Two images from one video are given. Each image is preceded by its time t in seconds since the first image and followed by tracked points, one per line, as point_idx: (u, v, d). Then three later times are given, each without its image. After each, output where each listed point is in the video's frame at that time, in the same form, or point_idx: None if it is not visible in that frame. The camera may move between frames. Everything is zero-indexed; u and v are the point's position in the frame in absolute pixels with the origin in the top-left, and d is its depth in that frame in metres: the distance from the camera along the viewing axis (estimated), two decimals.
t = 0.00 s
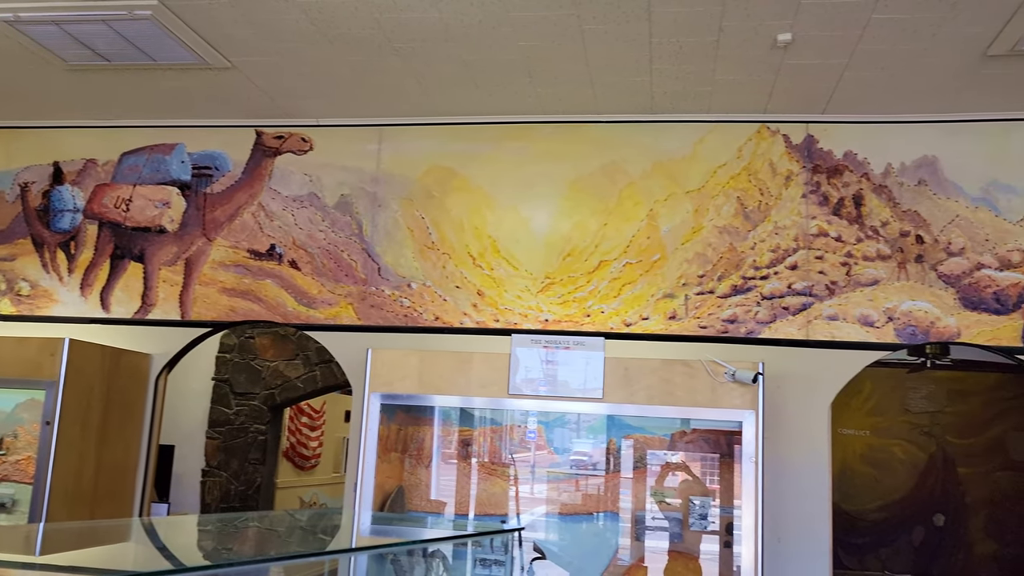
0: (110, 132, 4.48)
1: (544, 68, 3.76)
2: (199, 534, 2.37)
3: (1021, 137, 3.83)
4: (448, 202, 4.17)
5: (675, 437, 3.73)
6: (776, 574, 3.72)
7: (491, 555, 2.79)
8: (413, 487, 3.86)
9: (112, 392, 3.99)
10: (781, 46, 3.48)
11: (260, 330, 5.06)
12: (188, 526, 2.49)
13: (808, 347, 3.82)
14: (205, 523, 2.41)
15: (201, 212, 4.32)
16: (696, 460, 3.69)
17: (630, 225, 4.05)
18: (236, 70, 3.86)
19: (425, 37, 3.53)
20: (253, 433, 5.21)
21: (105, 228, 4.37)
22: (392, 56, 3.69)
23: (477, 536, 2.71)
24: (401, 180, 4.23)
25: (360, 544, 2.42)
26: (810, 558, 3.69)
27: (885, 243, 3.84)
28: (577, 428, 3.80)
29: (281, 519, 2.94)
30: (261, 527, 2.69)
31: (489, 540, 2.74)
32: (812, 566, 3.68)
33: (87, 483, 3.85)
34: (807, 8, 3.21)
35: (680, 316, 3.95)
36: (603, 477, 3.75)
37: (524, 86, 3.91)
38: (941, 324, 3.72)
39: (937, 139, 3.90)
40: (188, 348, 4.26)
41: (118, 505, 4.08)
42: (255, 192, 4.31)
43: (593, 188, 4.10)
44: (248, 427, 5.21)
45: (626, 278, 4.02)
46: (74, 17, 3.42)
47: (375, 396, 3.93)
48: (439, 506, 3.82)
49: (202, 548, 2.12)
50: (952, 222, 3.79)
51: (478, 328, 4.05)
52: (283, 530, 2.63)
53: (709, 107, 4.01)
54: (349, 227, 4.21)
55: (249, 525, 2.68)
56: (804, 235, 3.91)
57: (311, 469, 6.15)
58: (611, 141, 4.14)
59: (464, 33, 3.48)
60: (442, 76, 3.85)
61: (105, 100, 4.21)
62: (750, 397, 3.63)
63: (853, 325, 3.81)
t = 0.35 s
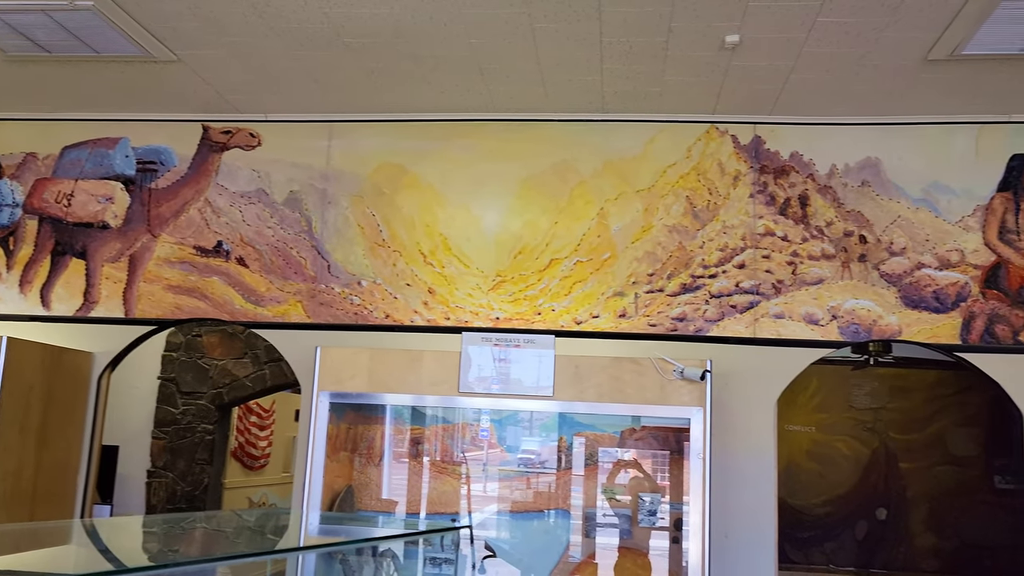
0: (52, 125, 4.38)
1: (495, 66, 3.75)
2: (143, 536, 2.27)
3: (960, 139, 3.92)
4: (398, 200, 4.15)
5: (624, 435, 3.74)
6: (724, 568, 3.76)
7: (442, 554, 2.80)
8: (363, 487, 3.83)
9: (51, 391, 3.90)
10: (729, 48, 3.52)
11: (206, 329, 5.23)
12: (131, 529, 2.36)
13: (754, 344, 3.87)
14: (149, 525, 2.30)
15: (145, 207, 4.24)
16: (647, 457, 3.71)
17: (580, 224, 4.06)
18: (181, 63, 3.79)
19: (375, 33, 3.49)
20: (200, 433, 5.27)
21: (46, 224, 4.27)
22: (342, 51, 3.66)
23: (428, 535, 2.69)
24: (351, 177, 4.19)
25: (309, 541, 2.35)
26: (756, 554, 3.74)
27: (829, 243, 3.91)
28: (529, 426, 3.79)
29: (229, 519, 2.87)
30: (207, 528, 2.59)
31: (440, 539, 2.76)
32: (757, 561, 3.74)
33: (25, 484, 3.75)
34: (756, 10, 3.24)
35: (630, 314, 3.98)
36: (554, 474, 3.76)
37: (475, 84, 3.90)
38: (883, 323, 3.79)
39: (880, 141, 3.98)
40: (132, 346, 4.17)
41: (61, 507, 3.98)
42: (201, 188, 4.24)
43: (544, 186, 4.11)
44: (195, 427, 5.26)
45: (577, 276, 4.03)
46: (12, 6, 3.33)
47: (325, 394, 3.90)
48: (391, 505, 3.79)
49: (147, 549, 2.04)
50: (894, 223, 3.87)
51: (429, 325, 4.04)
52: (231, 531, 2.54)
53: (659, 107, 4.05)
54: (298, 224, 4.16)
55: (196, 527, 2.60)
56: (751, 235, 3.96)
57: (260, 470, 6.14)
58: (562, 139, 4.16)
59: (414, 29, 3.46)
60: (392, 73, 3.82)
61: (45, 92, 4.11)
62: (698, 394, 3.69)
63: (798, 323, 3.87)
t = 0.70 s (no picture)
0: None
1: (449, 63, 3.74)
2: (90, 538, 2.16)
3: (906, 140, 4.00)
4: (351, 197, 4.12)
5: (578, 432, 3.74)
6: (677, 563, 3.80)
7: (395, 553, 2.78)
8: (314, 486, 3.79)
9: None
10: (682, 47, 3.55)
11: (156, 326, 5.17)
12: (77, 531, 2.23)
13: (706, 342, 3.92)
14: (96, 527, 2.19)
15: (91, 202, 4.16)
16: (602, 454, 3.71)
17: (535, 222, 4.07)
18: (128, 56, 3.72)
19: (327, 28, 3.46)
20: (149, 432, 5.17)
21: None
22: (294, 46, 3.62)
23: (381, 534, 2.65)
24: (303, 173, 4.16)
25: (259, 539, 2.24)
26: (705, 547, 3.79)
27: (779, 241, 3.97)
28: (485, 424, 3.79)
29: (177, 520, 2.73)
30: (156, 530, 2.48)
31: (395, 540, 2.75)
32: (706, 555, 3.79)
33: None
34: (707, 10, 3.27)
35: (583, 312, 4.00)
36: (509, 472, 3.73)
37: (428, 80, 3.89)
38: (831, 320, 3.86)
39: (829, 142, 4.04)
40: (77, 345, 4.08)
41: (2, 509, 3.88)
42: (150, 183, 4.18)
43: (498, 184, 4.11)
44: (144, 426, 5.16)
45: (531, 274, 4.04)
46: None
47: (276, 393, 3.87)
48: (345, 504, 3.74)
49: (93, 551, 1.92)
50: (842, 222, 3.94)
51: (382, 323, 4.01)
52: (182, 532, 2.43)
53: (613, 106, 4.07)
54: (249, 220, 4.12)
55: (144, 528, 2.48)
56: (703, 233, 4.00)
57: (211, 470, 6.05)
58: (517, 137, 4.16)
59: (367, 24, 3.43)
60: (345, 68, 3.79)
61: None
62: (651, 391, 3.72)
63: (748, 320, 3.92)
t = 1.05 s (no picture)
0: None
1: (403, 61, 3.73)
2: (34, 543, 2.08)
3: (854, 143, 4.07)
4: (305, 195, 4.10)
5: (532, 431, 3.75)
6: (631, 560, 3.83)
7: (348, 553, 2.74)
8: (266, 487, 3.74)
9: None
10: (635, 49, 3.58)
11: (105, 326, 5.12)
12: (22, 536, 2.15)
13: (659, 341, 3.95)
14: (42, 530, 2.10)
15: (37, 199, 4.10)
16: (558, 453, 3.72)
17: (490, 221, 4.08)
18: (75, 50, 3.65)
19: (279, 25, 3.43)
20: (97, 433, 5.19)
21: None
22: (246, 43, 3.58)
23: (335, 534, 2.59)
24: (255, 171, 4.12)
25: (209, 540, 2.20)
26: (658, 544, 3.83)
27: (731, 242, 4.01)
28: (443, 424, 3.77)
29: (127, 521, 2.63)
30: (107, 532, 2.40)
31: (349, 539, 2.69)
32: (659, 551, 3.82)
33: None
34: (660, 11, 3.29)
35: (538, 311, 4.01)
36: (465, 471, 3.73)
37: (383, 79, 3.87)
38: (780, 319, 3.92)
39: (779, 144, 4.10)
40: (21, 345, 4.03)
41: None
42: (97, 179, 4.12)
43: (453, 183, 4.11)
44: (92, 428, 5.14)
45: (486, 273, 4.04)
46: None
47: (228, 393, 3.83)
48: (299, 506, 3.70)
49: (37, 557, 1.85)
50: (792, 223, 4.00)
51: (336, 323, 3.99)
52: (132, 533, 2.35)
53: (568, 106, 4.09)
54: (200, 218, 4.07)
55: (92, 531, 2.39)
56: (657, 233, 4.04)
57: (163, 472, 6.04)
58: (471, 136, 4.16)
59: (320, 21, 3.40)
60: (298, 65, 3.76)
61: None
62: (604, 389, 3.74)
63: (701, 320, 3.96)
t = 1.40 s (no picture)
0: None
1: (358, 59, 3.71)
2: None
3: (805, 145, 4.13)
4: (257, 192, 4.07)
5: (488, 430, 3.75)
6: (585, 558, 3.85)
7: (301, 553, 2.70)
8: (217, 489, 3.69)
9: None
10: (590, 50, 3.60)
11: (53, 328, 5.03)
12: None
13: (613, 340, 3.98)
14: None
15: None
16: (517, 452, 3.73)
17: (445, 220, 4.08)
18: (20, 44, 3.58)
19: (231, 20, 3.39)
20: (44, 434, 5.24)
21: None
22: (198, 38, 3.54)
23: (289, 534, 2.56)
24: (207, 168, 4.08)
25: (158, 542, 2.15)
26: (613, 542, 3.86)
27: (684, 242, 4.05)
28: (401, 423, 3.76)
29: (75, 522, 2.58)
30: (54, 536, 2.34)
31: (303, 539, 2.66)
32: (613, 549, 3.85)
33: None
34: (615, 13, 3.31)
35: (493, 311, 4.01)
36: (423, 471, 3.71)
37: (337, 76, 3.85)
38: (733, 319, 3.97)
39: (732, 145, 4.14)
40: None
41: None
42: (44, 176, 4.05)
43: (408, 182, 4.11)
44: (38, 429, 5.21)
45: (441, 272, 4.04)
46: None
47: (177, 393, 3.78)
48: (253, 507, 3.64)
49: None
50: (744, 223, 4.05)
51: (289, 322, 3.97)
52: (79, 536, 2.30)
53: (523, 106, 4.09)
54: (150, 216, 4.03)
55: (38, 535, 2.33)
56: (612, 233, 4.07)
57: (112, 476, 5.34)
58: (427, 135, 4.15)
59: (272, 17, 3.37)
60: (250, 61, 3.72)
61: None
62: (559, 388, 3.75)
63: (655, 319, 3.99)
